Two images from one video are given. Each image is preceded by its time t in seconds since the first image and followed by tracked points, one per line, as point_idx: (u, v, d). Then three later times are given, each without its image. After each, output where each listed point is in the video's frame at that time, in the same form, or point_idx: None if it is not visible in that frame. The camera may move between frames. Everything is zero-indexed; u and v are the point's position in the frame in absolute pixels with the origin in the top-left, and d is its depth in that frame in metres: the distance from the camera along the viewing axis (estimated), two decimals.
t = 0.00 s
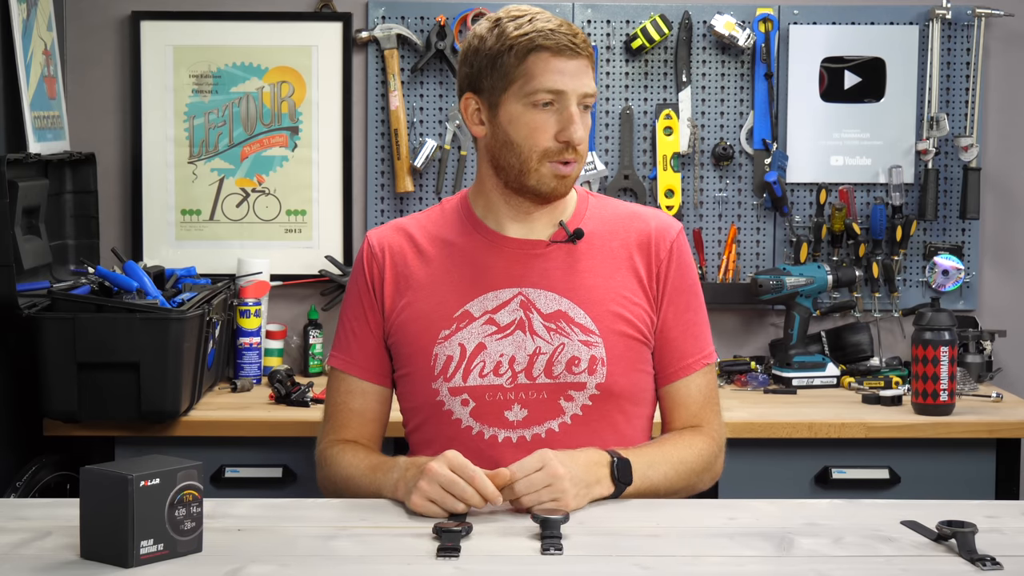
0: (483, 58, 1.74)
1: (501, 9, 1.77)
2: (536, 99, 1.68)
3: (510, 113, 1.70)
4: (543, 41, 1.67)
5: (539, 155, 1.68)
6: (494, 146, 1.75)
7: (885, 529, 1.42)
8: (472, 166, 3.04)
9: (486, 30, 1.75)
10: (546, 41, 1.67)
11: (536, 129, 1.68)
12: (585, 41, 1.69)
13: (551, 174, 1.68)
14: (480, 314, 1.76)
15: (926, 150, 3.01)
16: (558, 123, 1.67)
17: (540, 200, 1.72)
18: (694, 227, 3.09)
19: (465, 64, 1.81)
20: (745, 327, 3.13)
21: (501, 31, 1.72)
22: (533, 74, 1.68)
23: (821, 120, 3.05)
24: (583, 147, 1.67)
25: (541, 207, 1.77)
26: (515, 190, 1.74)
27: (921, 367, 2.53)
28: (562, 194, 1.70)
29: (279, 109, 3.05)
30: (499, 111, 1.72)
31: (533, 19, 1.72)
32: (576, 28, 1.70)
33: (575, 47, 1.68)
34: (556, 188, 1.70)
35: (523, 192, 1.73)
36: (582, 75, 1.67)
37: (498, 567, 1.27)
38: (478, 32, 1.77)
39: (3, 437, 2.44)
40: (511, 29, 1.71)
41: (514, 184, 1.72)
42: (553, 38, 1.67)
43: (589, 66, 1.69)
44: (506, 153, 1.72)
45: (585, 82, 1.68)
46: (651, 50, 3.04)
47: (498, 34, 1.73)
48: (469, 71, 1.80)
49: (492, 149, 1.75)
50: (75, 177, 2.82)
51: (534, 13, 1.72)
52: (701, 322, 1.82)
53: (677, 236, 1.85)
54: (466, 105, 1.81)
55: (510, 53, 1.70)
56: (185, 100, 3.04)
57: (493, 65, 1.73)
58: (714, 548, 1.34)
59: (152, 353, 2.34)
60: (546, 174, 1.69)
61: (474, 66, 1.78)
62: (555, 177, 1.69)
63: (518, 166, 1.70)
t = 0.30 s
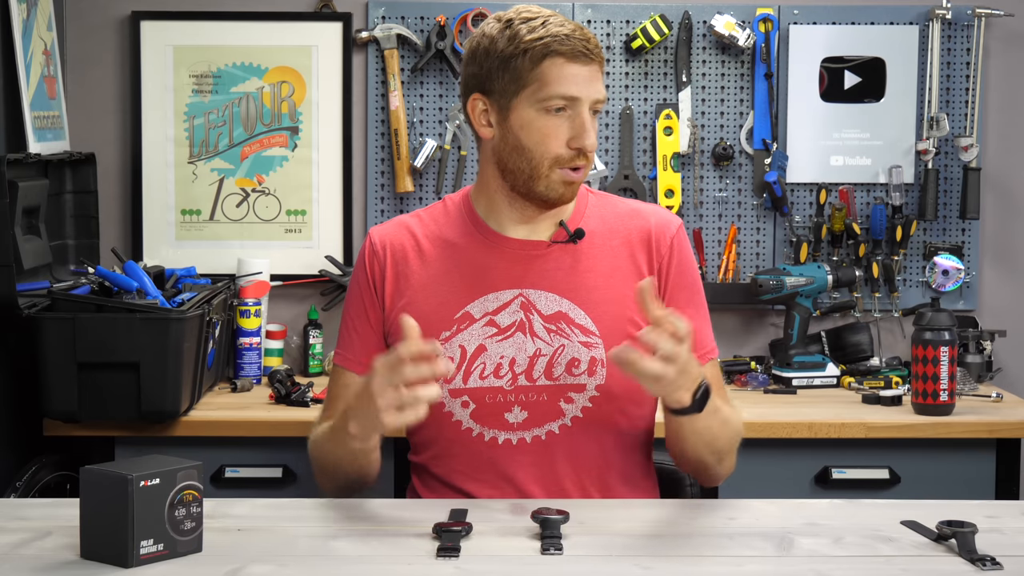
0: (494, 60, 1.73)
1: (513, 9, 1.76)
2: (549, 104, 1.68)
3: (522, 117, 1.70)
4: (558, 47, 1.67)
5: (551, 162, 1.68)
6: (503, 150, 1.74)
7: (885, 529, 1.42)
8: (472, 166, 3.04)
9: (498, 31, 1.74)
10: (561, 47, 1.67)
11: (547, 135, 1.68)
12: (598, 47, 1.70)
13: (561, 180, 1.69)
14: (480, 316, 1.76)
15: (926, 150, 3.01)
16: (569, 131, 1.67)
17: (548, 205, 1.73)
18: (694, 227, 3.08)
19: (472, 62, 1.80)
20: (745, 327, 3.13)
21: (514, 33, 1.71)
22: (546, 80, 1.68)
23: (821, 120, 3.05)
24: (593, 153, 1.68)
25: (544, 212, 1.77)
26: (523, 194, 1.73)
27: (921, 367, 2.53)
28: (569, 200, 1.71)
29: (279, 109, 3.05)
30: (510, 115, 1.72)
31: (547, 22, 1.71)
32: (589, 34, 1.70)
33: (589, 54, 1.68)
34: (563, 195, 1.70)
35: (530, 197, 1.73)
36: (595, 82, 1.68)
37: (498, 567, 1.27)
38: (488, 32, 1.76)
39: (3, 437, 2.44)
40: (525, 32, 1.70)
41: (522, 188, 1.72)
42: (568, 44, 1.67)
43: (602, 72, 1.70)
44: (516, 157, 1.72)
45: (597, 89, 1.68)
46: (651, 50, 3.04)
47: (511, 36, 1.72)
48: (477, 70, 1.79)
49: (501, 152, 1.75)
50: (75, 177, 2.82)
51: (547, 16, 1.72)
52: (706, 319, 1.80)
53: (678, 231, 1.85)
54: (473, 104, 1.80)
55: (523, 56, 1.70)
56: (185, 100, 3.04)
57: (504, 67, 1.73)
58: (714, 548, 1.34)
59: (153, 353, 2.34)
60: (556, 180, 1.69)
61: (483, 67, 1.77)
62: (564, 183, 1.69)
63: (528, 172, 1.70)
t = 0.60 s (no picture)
0: (493, 62, 1.74)
1: (510, 12, 1.76)
2: (548, 101, 1.68)
3: (522, 117, 1.70)
4: (554, 44, 1.67)
5: (552, 160, 1.68)
6: (506, 152, 1.74)
7: (885, 529, 1.42)
8: (472, 166, 3.04)
9: (496, 33, 1.75)
10: (558, 43, 1.67)
11: (549, 133, 1.68)
12: (597, 43, 1.69)
13: (564, 178, 1.68)
14: (487, 317, 1.76)
15: (925, 150, 3.01)
16: (570, 127, 1.67)
17: (554, 205, 1.72)
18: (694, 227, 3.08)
19: (474, 67, 1.80)
20: (745, 327, 3.13)
21: (511, 34, 1.72)
22: (545, 77, 1.68)
23: (821, 120, 3.05)
24: (596, 149, 1.67)
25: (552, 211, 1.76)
26: (528, 195, 1.73)
27: (920, 367, 2.53)
28: (574, 199, 1.70)
29: (279, 109, 3.05)
30: (511, 115, 1.72)
31: (543, 21, 1.72)
32: (587, 30, 1.70)
33: (587, 49, 1.68)
34: (569, 193, 1.69)
35: (536, 197, 1.72)
36: (594, 76, 1.68)
37: (498, 567, 1.27)
38: (486, 35, 1.77)
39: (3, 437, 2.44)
40: (522, 32, 1.71)
41: (527, 188, 1.72)
42: (564, 40, 1.67)
43: (601, 67, 1.70)
44: (519, 157, 1.71)
45: (597, 83, 1.68)
46: (651, 50, 3.04)
47: (508, 37, 1.72)
48: (479, 75, 1.79)
49: (505, 154, 1.74)
50: (75, 177, 2.82)
51: (544, 15, 1.73)
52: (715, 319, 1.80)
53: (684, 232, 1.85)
54: (477, 110, 1.81)
55: (520, 56, 1.70)
56: (185, 100, 3.04)
57: (503, 69, 1.73)
58: (714, 548, 1.34)
59: (153, 353, 2.34)
60: (560, 178, 1.68)
61: (484, 70, 1.77)
62: (568, 181, 1.68)
63: (531, 171, 1.70)
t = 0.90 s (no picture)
0: (491, 66, 1.75)
1: (497, 14, 1.77)
2: (553, 97, 1.70)
3: (529, 117, 1.71)
4: (549, 40, 1.68)
5: (567, 154, 1.69)
6: (515, 153, 1.74)
7: (885, 529, 1.42)
8: (472, 166, 3.04)
9: (487, 38, 1.76)
10: (553, 39, 1.68)
11: (559, 128, 1.70)
12: (589, 32, 1.71)
13: (579, 171, 1.69)
14: (491, 312, 1.76)
15: (926, 150, 3.01)
16: (579, 118, 1.68)
17: (571, 199, 1.72)
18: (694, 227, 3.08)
19: (469, 76, 1.81)
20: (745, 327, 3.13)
21: (503, 37, 1.73)
22: (546, 74, 1.69)
23: (821, 120, 3.05)
24: (606, 136, 1.69)
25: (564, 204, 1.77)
26: (541, 193, 1.74)
27: (920, 367, 2.53)
28: (592, 190, 1.71)
29: (279, 109, 3.05)
30: (517, 117, 1.73)
31: (533, 18, 1.72)
32: (577, 21, 1.72)
33: (581, 40, 1.69)
34: (585, 186, 1.70)
35: (551, 194, 1.73)
36: (593, 64, 1.69)
37: (497, 567, 1.27)
38: (477, 42, 1.78)
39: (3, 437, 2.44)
40: (514, 32, 1.72)
41: (542, 186, 1.72)
42: (559, 34, 1.68)
43: (597, 56, 1.71)
44: (531, 157, 1.72)
45: (596, 71, 1.70)
46: (651, 50, 3.04)
47: (501, 40, 1.73)
48: (475, 83, 1.80)
49: (514, 155, 1.74)
50: (75, 178, 2.82)
51: (532, 12, 1.73)
52: (729, 288, 1.75)
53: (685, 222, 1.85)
54: (479, 118, 1.81)
55: (518, 57, 1.71)
56: (185, 100, 3.04)
57: (501, 72, 1.74)
58: (714, 548, 1.34)
59: (153, 353, 2.34)
60: (575, 172, 1.69)
61: (481, 77, 1.78)
62: (582, 173, 1.69)
63: (546, 169, 1.70)
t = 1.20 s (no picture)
0: (477, 68, 1.73)
1: (485, 15, 1.75)
2: (537, 101, 1.68)
3: (513, 120, 1.70)
4: (535, 43, 1.66)
5: (549, 158, 1.67)
6: (500, 156, 1.73)
7: (885, 529, 1.42)
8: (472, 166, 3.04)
9: (474, 40, 1.74)
10: (538, 42, 1.66)
11: (542, 132, 1.68)
12: (575, 35, 1.69)
13: (563, 174, 1.67)
14: (475, 318, 1.75)
15: (926, 150, 3.01)
16: (563, 123, 1.66)
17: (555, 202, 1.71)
18: (694, 227, 3.09)
19: (457, 77, 1.80)
20: (745, 327, 3.13)
21: (489, 39, 1.71)
22: (530, 78, 1.67)
23: (821, 120, 3.05)
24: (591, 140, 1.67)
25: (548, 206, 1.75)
26: (525, 195, 1.72)
27: (920, 367, 2.53)
28: (576, 194, 1.69)
29: (279, 109, 3.05)
30: (502, 120, 1.71)
31: (520, 21, 1.70)
32: (564, 24, 1.69)
33: (567, 43, 1.67)
34: (569, 190, 1.68)
35: (535, 197, 1.71)
36: (578, 68, 1.67)
37: (497, 567, 1.27)
38: (465, 44, 1.76)
39: (3, 437, 2.44)
40: (500, 35, 1.70)
41: (526, 189, 1.71)
42: (544, 38, 1.66)
43: (584, 59, 1.68)
44: (514, 160, 1.70)
45: (582, 75, 1.67)
46: (651, 50, 3.04)
47: (488, 42, 1.71)
48: (463, 85, 1.78)
49: (498, 158, 1.73)
50: (75, 178, 2.82)
51: (519, 15, 1.71)
52: (704, 309, 1.74)
53: (675, 228, 1.81)
54: (465, 119, 1.80)
55: (504, 60, 1.69)
56: (185, 100, 3.04)
57: (487, 74, 1.72)
58: (714, 548, 1.34)
59: (152, 353, 2.34)
60: (558, 175, 1.68)
61: (468, 79, 1.77)
62: (567, 177, 1.67)
63: (529, 172, 1.69)
